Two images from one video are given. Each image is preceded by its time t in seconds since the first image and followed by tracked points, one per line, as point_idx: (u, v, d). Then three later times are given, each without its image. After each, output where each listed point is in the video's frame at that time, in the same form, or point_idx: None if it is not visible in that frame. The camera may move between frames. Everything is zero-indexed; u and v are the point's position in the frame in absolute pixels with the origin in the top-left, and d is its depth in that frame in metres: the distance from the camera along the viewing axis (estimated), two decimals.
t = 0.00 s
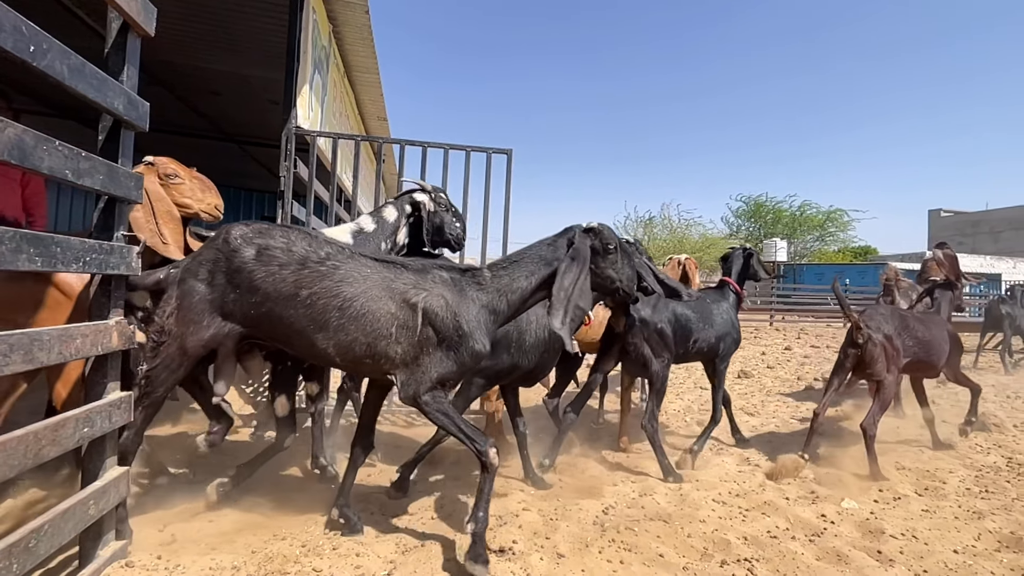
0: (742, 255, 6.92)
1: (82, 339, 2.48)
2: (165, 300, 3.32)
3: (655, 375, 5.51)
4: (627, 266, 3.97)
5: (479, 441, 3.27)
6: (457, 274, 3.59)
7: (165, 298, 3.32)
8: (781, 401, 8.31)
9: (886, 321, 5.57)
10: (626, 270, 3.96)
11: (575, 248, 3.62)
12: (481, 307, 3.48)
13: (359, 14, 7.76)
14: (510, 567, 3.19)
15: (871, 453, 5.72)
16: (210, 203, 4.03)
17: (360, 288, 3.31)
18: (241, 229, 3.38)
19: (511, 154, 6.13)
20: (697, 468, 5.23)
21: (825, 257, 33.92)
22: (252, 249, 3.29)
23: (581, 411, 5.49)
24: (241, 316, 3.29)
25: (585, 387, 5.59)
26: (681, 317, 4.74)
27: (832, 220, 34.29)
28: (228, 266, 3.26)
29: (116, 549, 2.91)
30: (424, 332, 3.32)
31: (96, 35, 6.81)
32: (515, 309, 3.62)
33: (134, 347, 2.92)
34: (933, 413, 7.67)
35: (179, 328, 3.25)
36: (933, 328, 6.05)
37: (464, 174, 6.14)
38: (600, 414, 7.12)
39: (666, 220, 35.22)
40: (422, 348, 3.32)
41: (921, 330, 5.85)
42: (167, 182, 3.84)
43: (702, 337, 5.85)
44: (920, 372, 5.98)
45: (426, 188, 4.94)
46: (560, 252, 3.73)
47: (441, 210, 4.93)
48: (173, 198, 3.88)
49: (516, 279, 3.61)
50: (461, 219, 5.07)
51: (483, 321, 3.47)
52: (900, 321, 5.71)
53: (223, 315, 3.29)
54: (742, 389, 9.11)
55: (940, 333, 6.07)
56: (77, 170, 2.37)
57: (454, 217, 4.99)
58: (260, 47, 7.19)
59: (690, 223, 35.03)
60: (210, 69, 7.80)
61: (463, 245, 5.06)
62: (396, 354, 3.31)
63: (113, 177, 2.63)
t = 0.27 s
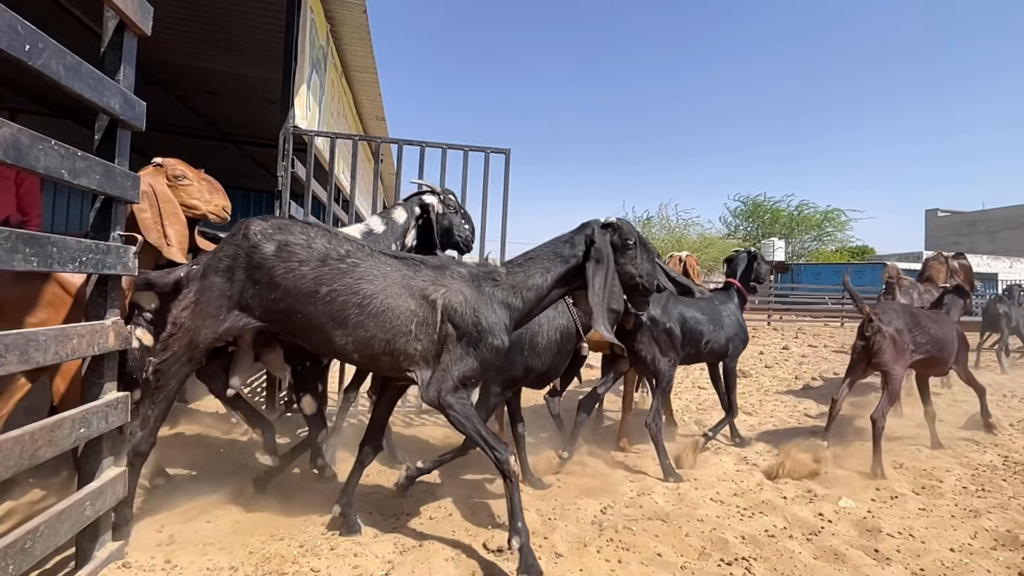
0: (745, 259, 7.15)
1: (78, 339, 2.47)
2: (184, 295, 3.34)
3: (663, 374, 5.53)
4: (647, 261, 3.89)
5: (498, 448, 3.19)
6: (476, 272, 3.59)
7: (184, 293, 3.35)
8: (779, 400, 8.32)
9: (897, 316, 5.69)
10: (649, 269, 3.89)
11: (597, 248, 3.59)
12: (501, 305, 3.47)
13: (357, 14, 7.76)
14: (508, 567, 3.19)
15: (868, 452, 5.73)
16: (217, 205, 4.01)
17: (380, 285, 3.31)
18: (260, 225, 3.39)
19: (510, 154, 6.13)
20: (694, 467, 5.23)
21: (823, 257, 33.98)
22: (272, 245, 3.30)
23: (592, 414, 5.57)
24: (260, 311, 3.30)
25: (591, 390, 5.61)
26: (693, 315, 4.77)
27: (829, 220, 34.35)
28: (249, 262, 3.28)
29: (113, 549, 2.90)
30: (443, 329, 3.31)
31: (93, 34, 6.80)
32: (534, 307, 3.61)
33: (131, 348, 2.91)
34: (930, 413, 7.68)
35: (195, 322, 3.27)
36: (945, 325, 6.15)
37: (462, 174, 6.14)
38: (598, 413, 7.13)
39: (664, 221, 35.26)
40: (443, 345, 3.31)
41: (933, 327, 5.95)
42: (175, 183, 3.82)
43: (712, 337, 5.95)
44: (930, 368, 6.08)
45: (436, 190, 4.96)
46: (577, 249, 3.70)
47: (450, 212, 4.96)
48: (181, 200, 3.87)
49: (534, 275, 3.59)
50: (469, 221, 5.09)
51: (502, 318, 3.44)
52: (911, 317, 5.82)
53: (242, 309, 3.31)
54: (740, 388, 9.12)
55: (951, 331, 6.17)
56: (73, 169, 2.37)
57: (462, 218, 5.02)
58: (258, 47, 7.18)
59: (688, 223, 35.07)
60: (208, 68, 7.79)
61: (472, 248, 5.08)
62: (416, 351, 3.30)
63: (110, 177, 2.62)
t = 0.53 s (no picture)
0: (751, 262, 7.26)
1: (75, 339, 2.46)
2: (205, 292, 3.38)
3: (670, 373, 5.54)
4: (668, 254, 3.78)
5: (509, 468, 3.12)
6: (494, 270, 3.57)
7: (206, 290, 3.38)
8: (777, 400, 8.32)
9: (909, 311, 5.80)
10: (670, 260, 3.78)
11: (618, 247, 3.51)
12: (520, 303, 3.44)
13: (355, 14, 7.75)
14: (506, 567, 3.19)
15: (866, 451, 5.74)
16: (225, 205, 3.99)
17: (400, 284, 3.30)
18: (279, 223, 3.41)
19: (508, 154, 6.13)
20: (692, 467, 5.23)
21: (821, 257, 34.02)
22: (293, 244, 3.32)
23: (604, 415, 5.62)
24: (282, 309, 3.33)
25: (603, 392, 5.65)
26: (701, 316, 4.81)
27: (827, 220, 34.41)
28: (270, 261, 3.30)
29: (110, 550, 2.90)
30: (463, 327, 3.29)
31: (90, 34, 6.79)
32: (552, 305, 3.57)
33: (127, 348, 2.90)
34: (928, 412, 7.69)
35: (218, 320, 3.30)
36: (957, 322, 6.25)
37: (461, 174, 6.14)
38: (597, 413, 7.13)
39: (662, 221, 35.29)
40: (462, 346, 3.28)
41: (944, 323, 6.06)
42: (184, 184, 3.81)
43: (720, 340, 5.97)
44: (943, 364, 6.16)
45: (443, 192, 4.95)
46: (595, 244, 3.62)
47: (458, 213, 4.96)
48: (189, 201, 3.85)
49: (551, 273, 3.55)
50: (477, 222, 5.10)
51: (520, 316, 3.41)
52: (922, 312, 5.94)
53: (264, 306, 3.34)
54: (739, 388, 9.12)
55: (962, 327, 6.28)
56: (69, 169, 2.36)
57: (470, 220, 5.03)
58: (256, 46, 7.18)
59: (686, 223, 35.09)
60: (205, 68, 7.78)
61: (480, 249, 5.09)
62: (436, 350, 3.28)
63: (106, 176, 2.61)
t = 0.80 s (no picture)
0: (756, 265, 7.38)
1: (71, 340, 2.46)
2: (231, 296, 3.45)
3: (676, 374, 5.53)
4: (691, 252, 3.76)
5: (512, 480, 3.10)
6: (515, 271, 3.53)
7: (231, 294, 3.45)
8: (775, 400, 8.33)
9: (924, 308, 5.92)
10: (691, 256, 3.75)
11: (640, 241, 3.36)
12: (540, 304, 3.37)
13: (353, 14, 7.75)
14: (505, 566, 3.18)
15: (864, 450, 5.74)
16: (233, 205, 3.97)
17: (420, 286, 3.30)
18: (300, 224, 3.46)
19: (507, 154, 6.12)
20: (690, 467, 5.24)
21: (819, 257, 34.05)
22: (315, 245, 3.37)
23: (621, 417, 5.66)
24: (306, 311, 3.37)
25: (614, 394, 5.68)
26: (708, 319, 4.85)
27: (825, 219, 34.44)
28: (294, 263, 3.35)
29: (108, 551, 2.89)
30: (482, 329, 3.24)
31: (87, 33, 6.79)
32: (574, 306, 3.48)
33: (125, 348, 2.90)
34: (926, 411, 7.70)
35: (250, 325, 3.33)
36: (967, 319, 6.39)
37: (459, 173, 6.14)
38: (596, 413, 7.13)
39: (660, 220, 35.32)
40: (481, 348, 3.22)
41: (955, 319, 6.18)
42: (192, 184, 3.77)
43: (727, 340, 6.13)
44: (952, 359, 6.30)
45: (452, 193, 4.97)
46: (616, 240, 3.47)
47: (467, 213, 4.96)
48: (197, 201, 3.82)
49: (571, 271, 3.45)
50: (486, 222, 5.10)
51: (539, 318, 3.34)
52: (936, 309, 6.05)
53: (290, 309, 3.37)
54: (737, 387, 9.13)
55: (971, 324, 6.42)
56: (66, 169, 2.36)
57: (479, 219, 5.03)
58: (254, 46, 7.17)
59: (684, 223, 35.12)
60: (203, 68, 7.78)
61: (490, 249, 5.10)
62: (456, 352, 3.26)
63: (103, 177, 2.61)
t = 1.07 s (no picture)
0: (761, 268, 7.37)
1: (69, 340, 2.45)
2: (257, 305, 3.50)
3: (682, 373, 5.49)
4: (712, 244, 3.62)
5: (516, 483, 3.09)
6: (536, 273, 3.50)
7: (256, 302, 3.51)
8: (774, 399, 8.33)
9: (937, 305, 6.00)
10: (712, 250, 3.61)
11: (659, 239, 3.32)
12: (558, 306, 3.35)
13: (351, 13, 7.74)
14: (503, 566, 3.18)
15: (862, 450, 5.74)
16: (241, 205, 3.95)
17: (439, 289, 3.30)
18: (322, 229, 3.47)
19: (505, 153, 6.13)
20: (688, 466, 5.24)
21: (817, 257, 34.08)
22: (336, 250, 3.37)
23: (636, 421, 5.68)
24: (331, 316, 3.37)
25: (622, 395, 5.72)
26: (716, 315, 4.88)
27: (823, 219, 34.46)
28: (316, 267, 3.35)
29: (106, 551, 2.89)
30: (500, 332, 3.22)
31: (85, 32, 6.77)
32: (594, 308, 3.44)
33: (123, 349, 2.89)
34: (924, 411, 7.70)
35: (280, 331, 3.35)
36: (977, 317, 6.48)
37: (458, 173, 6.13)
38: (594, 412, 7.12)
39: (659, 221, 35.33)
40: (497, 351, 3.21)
41: (967, 317, 6.27)
42: (202, 185, 3.76)
43: (735, 340, 6.18)
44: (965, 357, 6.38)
45: (460, 192, 4.96)
46: (635, 241, 3.43)
47: (475, 212, 4.95)
48: (206, 201, 3.80)
49: (589, 270, 3.42)
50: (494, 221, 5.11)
51: (556, 320, 3.32)
52: (948, 306, 6.14)
53: (318, 316, 3.37)
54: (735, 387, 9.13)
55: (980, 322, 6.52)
56: (63, 169, 2.35)
57: (487, 219, 5.03)
58: (252, 45, 7.15)
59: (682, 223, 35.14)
60: (200, 67, 7.76)
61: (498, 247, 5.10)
62: (473, 356, 3.24)
63: (101, 177, 2.60)
